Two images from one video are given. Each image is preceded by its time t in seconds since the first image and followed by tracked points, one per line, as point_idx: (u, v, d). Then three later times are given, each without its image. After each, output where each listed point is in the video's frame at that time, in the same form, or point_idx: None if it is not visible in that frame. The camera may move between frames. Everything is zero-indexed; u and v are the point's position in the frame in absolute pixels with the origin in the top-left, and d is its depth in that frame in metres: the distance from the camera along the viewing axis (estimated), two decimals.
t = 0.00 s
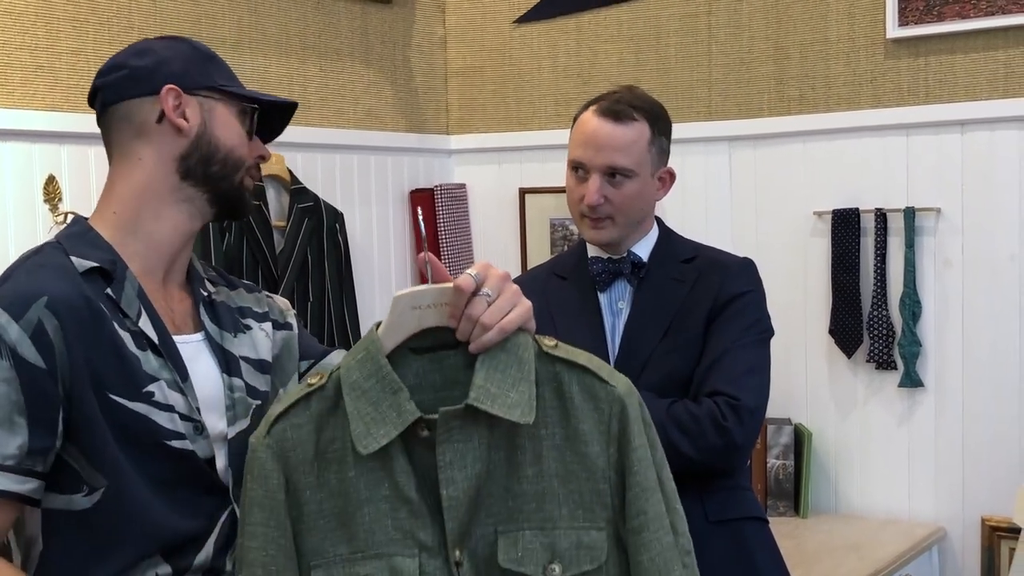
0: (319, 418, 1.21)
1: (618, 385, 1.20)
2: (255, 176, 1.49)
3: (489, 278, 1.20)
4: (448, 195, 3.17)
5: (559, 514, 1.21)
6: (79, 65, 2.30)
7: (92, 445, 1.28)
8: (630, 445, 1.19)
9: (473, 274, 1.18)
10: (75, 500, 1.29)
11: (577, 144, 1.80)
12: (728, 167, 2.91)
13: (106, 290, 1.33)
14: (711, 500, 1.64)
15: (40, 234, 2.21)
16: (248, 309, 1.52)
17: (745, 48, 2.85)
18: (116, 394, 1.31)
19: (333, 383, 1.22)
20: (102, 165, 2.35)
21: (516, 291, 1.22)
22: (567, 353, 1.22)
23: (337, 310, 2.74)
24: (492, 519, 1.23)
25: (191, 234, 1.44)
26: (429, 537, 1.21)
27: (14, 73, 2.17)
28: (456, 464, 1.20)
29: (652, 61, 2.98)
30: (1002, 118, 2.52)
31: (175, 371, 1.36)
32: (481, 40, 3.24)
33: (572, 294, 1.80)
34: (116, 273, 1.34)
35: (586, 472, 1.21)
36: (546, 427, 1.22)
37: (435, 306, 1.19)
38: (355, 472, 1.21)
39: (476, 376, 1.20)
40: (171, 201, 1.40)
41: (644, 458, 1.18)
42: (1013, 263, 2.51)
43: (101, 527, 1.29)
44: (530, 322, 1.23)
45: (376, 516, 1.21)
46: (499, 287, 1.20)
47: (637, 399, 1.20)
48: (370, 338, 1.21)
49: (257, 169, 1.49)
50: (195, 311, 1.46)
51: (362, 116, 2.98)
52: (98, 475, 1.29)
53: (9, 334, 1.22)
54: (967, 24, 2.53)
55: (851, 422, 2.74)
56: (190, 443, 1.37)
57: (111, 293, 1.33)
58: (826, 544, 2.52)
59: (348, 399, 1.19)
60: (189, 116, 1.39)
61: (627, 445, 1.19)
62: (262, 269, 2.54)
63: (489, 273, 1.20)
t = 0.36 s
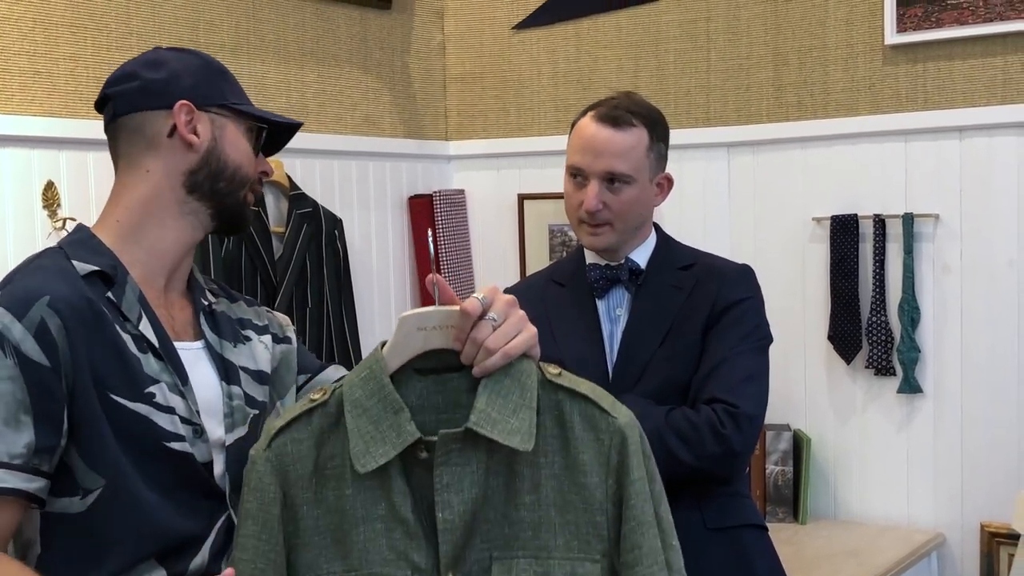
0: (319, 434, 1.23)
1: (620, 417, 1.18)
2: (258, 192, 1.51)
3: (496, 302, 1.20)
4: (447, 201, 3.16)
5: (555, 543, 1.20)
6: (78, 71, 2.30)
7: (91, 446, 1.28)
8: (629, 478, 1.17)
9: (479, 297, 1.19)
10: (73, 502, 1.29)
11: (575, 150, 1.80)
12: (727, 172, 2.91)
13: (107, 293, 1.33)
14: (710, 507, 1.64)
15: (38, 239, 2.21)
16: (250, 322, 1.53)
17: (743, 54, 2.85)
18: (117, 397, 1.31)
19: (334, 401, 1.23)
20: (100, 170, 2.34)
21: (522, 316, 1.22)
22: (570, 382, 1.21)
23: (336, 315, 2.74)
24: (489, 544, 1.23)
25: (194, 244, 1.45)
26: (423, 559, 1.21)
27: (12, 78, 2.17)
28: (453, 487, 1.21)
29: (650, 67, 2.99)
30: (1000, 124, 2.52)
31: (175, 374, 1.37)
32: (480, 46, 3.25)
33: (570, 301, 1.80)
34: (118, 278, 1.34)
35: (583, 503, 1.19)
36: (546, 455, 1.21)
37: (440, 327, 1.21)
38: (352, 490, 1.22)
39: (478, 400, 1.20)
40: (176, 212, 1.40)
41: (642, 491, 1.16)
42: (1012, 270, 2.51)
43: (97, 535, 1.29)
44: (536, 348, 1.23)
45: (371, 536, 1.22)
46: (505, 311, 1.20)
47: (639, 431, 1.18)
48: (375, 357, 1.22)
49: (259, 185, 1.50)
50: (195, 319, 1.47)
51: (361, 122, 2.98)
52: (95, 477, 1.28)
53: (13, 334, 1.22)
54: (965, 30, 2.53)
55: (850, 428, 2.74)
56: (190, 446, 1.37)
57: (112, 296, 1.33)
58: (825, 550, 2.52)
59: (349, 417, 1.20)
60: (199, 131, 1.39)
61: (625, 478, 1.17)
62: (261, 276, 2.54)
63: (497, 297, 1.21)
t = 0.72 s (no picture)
0: (263, 453, 1.16)
1: (567, 394, 1.16)
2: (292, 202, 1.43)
3: (424, 296, 1.17)
4: (444, 209, 3.16)
5: (509, 528, 1.17)
6: (74, 79, 2.30)
7: (107, 449, 1.27)
8: (579, 455, 1.15)
9: (406, 294, 1.16)
10: (77, 499, 1.27)
11: (600, 151, 1.74)
12: (723, 180, 2.92)
13: (137, 303, 1.33)
14: (705, 515, 1.64)
15: (35, 247, 2.21)
16: (267, 334, 1.51)
17: (740, 62, 2.86)
18: (133, 406, 1.30)
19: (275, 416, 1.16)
20: (97, 178, 2.34)
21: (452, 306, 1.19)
22: (512, 368, 1.18)
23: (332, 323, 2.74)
24: (441, 539, 1.19)
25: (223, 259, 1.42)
26: (379, 564, 1.16)
27: (9, 86, 2.17)
28: (405, 491, 1.16)
29: (646, 75, 2.99)
30: (996, 132, 2.52)
31: (189, 391, 1.36)
32: (477, 53, 3.25)
33: (563, 309, 1.80)
34: (147, 288, 1.34)
35: (536, 486, 1.16)
36: (493, 443, 1.18)
37: (373, 330, 1.16)
38: (300, 507, 1.16)
39: (422, 395, 1.16)
40: (198, 230, 1.38)
41: (595, 467, 1.14)
42: (1007, 277, 2.51)
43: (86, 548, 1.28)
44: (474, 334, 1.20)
45: (323, 551, 1.16)
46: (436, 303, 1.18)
47: (589, 407, 1.16)
48: (309, 368, 1.16)
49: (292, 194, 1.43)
50: (213, 330, 1.45)
51: (358, 129, 2.98)
52: (105, 479, 1.27)
53: (39, 335, 1.21)
54: (962, 38, 2.54)
55: (846, 435, 2.74)
56: (193, 463, 1.35)
57: (141, 306, 1.33)
58: (822, 558, 2.51)
59: (288, 433, 1.14)
60: (205, 155, 1.35)
61: (575, 454, 1.15)
62: (258, 283, 2.55)
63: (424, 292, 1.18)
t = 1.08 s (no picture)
0: (260, 481, 1.17)
1: (551, 435, 1.12)
2: (157, 195, 1.25)
3: (419, 332, 1.16)
4: (440, 217, 3.16)
5: (503, 568, 1.15)
6: (72, 85, 2.30)
7: (22, 444, 1.25)
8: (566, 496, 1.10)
9: (400, 329, 1.15)
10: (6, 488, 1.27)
11: (598, 171, 1.72)
12: (719, 188, 2.92)
13: (68, 308, 1.28)
14: (701, 526, 1.64)
15: (31, 255, 2.21)
16: (260, 346, 1.34)
17: (736, 70, 2.87)
18: (43, 408, 1.26)
19: (267, 447, 1.17)
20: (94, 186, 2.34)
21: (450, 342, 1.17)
22: (499, 407, 1.15)
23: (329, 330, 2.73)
24: None
25: (151, 266, 1.28)
26: None
27: (6, 92, 2.17)
28: (389, 523, 1.17)
29: (643, 83, 3.00)
30: (991, 140, 2.53)
31: (106, 396, 1.27)
32: (474, 61, 3.25)
33: (564, 316, 1.79)
34: (84, 296, 1.29)
35: (524, 524, 1.14)
36: (481, 481, 1.16)
37: (366, 364, 1.17)
38: (296, 534, 1.17)
39: (407, 432, 1.15)
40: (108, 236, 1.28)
41: (580, 507, 1.09)
42: (1004, 286, 2.52)
43: None
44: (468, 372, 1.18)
45: None
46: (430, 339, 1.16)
47: (574, 447, 1.11)
48: (302, 400, 1.16)
49: (152, 187, 1.24)
50: (180, 339, 1.30)
51: (355, 137, 2.99)
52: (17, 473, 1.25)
53: None
54: (957, 47, 2.55)
55: (843, 443, 2.74)
56: (101, 470, 1.26)
57: (69, 311, 1.28)
58: (818, 566, 2.51)
59: (284, 464, 1.15)
60: (120, 198, 1.24)
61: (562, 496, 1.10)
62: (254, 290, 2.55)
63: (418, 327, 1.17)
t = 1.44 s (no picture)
0: (84, 535, 1.01)
1: (400, 478, 1.02)
2: None
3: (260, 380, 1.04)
4: (439, 223, 3.16)
5: None
6: (69, 90, 2.30)
7: None
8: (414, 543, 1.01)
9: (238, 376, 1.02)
10: None
11: (586, 177, 1.72)
12: (717, 194, 2.92)
13: None
14: (694, 532, 1.64)
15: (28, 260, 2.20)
16: (114, 347, 1.21)
17: (734, 76, 2.87)
18: None
19: (89, 499, 1.01)
20: (92, 192, 2.34)
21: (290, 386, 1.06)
22: (344, 449, 1.05)
23: (327, 335, 2.74)
24: None
25: None
26: None
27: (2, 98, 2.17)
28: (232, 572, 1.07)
29: (640, 89, 3.00)
30: (988, 146, 2.53)
31: None
32: (472, 67, 3.26)
33: (560, 322, 1.78)
34: None
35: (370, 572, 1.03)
36: (324, 527, 1.05)
37: (196, 412, 1.02)
38: None
39: (245, 483, 1.04)
40: None
41: (428, 554, 1.00)
42: (1001, 291, 2.52)
43: None
44: (313, 411, 1.07)
45: None
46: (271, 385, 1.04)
47: (424, 487, 1.03)
48: (128, 448, 1.00)
49: None
50: (28, 343, 1.19)
51: (352, 142, 2.99)
52: None
53: None
54: (954, 52, 2.55)
55: (841, 449, 2.74)
56: None
57: None
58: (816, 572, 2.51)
59: (111, 518, 1.00)
60: None
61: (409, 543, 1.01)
62: (253, 296, 2.57)
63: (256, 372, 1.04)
